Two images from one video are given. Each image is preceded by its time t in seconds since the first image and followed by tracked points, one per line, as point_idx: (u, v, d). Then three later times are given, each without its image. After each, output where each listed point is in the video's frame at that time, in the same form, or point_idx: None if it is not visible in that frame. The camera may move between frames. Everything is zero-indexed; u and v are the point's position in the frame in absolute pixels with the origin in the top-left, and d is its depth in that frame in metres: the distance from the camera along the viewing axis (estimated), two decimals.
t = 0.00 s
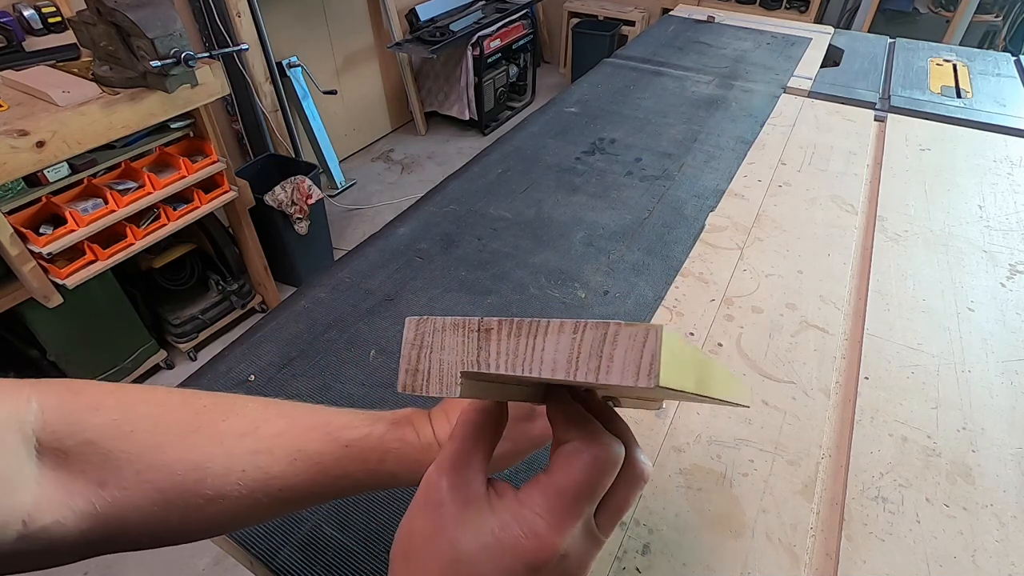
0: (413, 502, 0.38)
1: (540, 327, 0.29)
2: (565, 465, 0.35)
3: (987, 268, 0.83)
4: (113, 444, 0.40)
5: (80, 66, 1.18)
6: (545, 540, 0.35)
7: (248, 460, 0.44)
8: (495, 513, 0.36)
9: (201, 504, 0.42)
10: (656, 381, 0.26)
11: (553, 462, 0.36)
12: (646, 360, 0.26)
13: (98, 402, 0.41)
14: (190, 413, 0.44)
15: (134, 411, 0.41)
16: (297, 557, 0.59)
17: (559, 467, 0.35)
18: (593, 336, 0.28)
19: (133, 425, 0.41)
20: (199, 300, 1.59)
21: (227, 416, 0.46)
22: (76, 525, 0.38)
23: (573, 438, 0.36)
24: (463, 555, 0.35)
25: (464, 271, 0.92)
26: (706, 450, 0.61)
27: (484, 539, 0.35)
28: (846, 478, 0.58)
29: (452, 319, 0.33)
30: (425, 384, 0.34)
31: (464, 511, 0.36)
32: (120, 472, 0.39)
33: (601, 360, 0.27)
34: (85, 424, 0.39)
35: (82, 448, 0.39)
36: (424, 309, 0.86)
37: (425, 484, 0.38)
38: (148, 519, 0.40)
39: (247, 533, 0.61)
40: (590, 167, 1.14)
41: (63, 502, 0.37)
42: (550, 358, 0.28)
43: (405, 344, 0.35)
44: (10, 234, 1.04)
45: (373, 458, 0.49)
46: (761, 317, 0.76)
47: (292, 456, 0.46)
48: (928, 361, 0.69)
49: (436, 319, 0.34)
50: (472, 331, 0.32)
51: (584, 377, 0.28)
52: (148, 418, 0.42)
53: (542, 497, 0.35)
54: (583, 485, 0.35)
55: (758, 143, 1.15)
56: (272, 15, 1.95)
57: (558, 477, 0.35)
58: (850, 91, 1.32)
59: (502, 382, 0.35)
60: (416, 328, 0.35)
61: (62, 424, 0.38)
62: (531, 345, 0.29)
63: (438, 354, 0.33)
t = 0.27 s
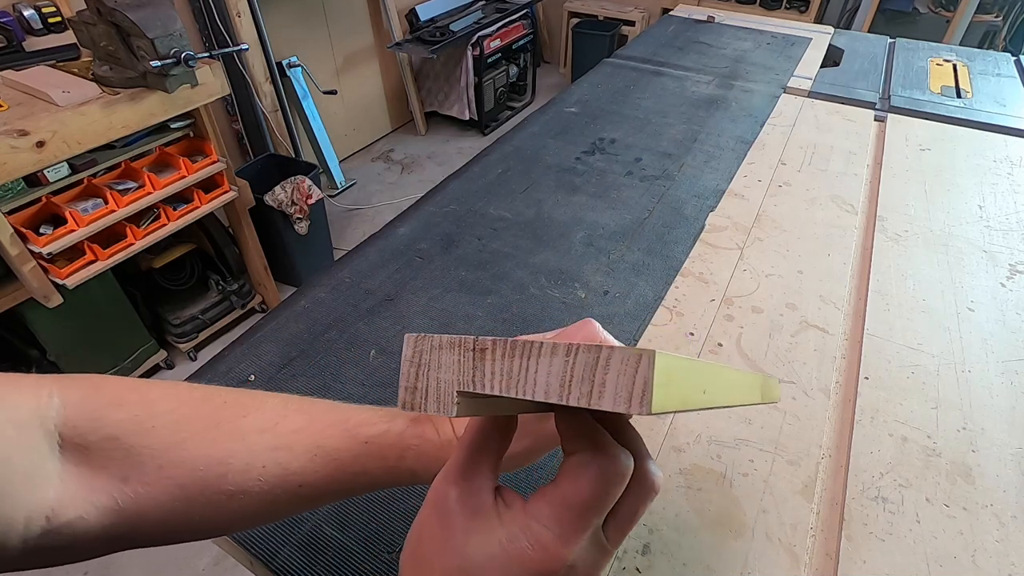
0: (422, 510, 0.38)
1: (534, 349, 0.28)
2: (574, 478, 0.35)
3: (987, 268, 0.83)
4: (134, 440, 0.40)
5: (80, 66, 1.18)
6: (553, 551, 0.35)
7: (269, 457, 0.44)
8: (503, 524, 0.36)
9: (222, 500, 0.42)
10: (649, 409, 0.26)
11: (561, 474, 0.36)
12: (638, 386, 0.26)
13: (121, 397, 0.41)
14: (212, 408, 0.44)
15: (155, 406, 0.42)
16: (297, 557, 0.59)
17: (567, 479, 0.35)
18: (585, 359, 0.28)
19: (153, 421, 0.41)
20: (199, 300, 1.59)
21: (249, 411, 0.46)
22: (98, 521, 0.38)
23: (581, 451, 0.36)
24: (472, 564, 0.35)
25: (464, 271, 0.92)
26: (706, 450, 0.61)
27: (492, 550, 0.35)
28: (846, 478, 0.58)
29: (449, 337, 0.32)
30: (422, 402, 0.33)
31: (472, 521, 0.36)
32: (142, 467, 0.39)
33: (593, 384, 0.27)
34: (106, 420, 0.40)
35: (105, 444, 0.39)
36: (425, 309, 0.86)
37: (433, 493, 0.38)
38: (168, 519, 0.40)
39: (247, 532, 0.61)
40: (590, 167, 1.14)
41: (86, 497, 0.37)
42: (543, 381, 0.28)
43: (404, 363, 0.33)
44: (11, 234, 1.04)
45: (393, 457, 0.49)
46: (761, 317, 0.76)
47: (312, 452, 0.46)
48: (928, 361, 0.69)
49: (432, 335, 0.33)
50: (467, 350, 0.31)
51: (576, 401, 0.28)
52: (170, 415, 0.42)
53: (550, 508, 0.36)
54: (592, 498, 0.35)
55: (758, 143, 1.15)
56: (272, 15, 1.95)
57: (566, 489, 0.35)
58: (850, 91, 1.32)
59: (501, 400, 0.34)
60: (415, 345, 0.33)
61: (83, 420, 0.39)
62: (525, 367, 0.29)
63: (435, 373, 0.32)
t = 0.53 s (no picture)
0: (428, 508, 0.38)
1: (536, 373, 0.22)
2: (579, 485, 0.34)
3: (987, 268, 0.83)
4: (145, 430, 0.40)
5: (80, 66, 1.18)
6: (558, 555, 0.35)
7: (278, 446, 0.42)
8: (507, 526, 0.36)
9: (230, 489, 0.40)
10: (661, 443, 0.21)
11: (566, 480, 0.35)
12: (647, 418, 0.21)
13: (128, 389, 0.41)
14: (219, 399, 0.43)
15: (165, 400, 0.42)
16: (297, 557, 0.59)
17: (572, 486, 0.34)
18: (589, 385, 0.22)
19: (164, 411, 0.41)
20: (200, 300, 1.59)
21: (258, 401, 0.44)
22: (111, 509, 0.37)
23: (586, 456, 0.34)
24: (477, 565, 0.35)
25: (465, 271, 0.92)
26: (707, 450, 0.61)
27: (496, 552, 0.35)
28: (846, 478, 0.58)
29: (449, 354, 0.25)
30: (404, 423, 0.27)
31: (476, 524, 0.36)
32: (153, 457, 0.39)
33: (599, 414, 0.22)
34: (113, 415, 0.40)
35: (115, 434, 0.39)
36: (425, 309, 0.86)
37: (438, 494, 0.38)
38: (177, 510, 0.39)
39: (247, 533, 0.61)
40: (590, 167, 1.14)
41: (99, 487, 0.37)
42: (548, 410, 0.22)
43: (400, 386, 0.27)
44: (10, 234, 1.04)
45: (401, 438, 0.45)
46: (761, 317, 0.76)
47: (321, 440, 0.44)
48: (928, 362, 0.69)
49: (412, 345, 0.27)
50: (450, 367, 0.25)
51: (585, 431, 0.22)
52: (181, 408, 0.42)
53: (555, 513, 0.35)
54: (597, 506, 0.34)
55: (758, 143, 1.15)
56: (272, 15, 1.95)
57: (571, 496, 0.34)
58: (850, 91, 1.32)
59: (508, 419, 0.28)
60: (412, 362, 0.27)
61: (94, 412, 0.39)
62: (519, 390, 0.23)
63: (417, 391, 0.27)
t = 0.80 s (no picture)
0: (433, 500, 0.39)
1: (550, 393, 0.23)
2: (582, 479, 0.35)
3: (987, 268, 0.83)
4: (142, 417, 0.40)
5: (80, 66, 1.18)
6: (561, 549, 0.35)
7: (275, 429, 0.41)
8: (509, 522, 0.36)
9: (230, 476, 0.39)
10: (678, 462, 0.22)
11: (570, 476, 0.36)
12: (666, 441, 0.21)
13: (127, 375, 0.41)
14: (216, 385, 0.43)
15: (166, 387, 0.41)
16: (297, 557, 0.59)
17: (574, 480, 0.35)
18: (607, 406, 0.22)
19: (161, 398, 0.41)
20: (200, 300, 1.59)
21: (255, 386, 0.43)
22: (112, 495, 0.37)
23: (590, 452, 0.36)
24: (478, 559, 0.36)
25: (464, 271, 0.92)
26: (707, 450, 0.61)
27: (498, 547, 0.36)
28: (846, 478, 0.58)
29: (460, 366, 0.26)
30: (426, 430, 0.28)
31: (478, 517, 0.37)
32: (152, 443, 0.39)
33: (617, 433, 0.22)
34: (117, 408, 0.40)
35: (114, 421, 0.39)
36: (425, 309, 0.86)
37: (443, 486, 0.39)
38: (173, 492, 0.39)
39: (247, 533, 0.61)
40: (590, 167, 1.14)
41: (98, 473, 0.37)
42: (561, 427, 0.23)
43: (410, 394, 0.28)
44: (10, 234, 1.04)
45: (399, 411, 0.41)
46: (761, 317, 0.76)
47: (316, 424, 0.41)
48: (928, 362, 0.69)
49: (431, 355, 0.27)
50: (469, 381, 0.25)
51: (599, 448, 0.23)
52: (180, 392, 0.41)
53: (559, 506, 0.36)
54: (599, 499, 0.35)
55: (758, 143, 1.15)
56: (272, 15, 1.95)
57: (573, 490, 0.35)
58: (850, 91, 1.32)
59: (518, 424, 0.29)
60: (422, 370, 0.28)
61: (94, 398, 0.39)
62: (538, 407, 0.23)
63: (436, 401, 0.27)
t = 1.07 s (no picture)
0: (430, 493, 0.39)
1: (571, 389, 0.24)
2: (585, 468, 0.36)
3: (987, 268, 0.83)
4: (128, 407, 0.40)
5: (81, 66, 1.18)
6: (561, 537, 0.36)
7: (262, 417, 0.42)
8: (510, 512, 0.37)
9: (215, 463, 0.40)
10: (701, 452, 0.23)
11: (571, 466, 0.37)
12: (691, 434, 0.23)
13: (109, 366, 0.41)
14: (199, 375, 0.43)
15: (149, 376, 0.42)
16: (297, 557, 0.59)
17: (576, 468, 0.36)
18: (630, 402, 0.23)
19: (145, 388, 0.41)
20: (200, 300, 1.59)
21: (238, 375, 0.44)
22: (98, 484, 0.37)
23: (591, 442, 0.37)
24: (478, 550, 0.36)
25: (464, 271, 0.92)
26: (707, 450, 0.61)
27: (499, 537, 0.36)
28: (846, 478, 0.58)
29: (475, 363, 0.27)
30: (449, 428, 0.29)
31: (478, 508, 0.37)
32: (138, 432, 0.39)
33: (641, 428, 0.24)
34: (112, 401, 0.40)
35: (99, 412, 0.39)
36: (425, 309, 0.86)
37: (441, 478, 0.39)
38: (158, 481, 0.39)
39: (247, 533, 0.61)
40: (590, 167, 1.14)
41: (84, 464, 0.37)
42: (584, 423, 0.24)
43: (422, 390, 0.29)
44: (10, 233, 1.04)
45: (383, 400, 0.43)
46: (761, 317, 0.76)
47: (302, 411, 0.43)
48: (928, 362, 0.69)
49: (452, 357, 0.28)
50: (493, 380, 0.26)
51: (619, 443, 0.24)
52: (162, 382, 0.42)
53: (561, 495, 0.36)
54: (601, 486, 0.36)
55: (758, 143, 1.15)
56: (272, 15, 1.95)
57: (575, 478, 0.36)
58: (850, 91, 1.32)
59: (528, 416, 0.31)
60: (434, 367, 0.29)
61: (79, 387, 0.39)
62: (563, 404, 0.25)
63: (460, 401, 0.28)
